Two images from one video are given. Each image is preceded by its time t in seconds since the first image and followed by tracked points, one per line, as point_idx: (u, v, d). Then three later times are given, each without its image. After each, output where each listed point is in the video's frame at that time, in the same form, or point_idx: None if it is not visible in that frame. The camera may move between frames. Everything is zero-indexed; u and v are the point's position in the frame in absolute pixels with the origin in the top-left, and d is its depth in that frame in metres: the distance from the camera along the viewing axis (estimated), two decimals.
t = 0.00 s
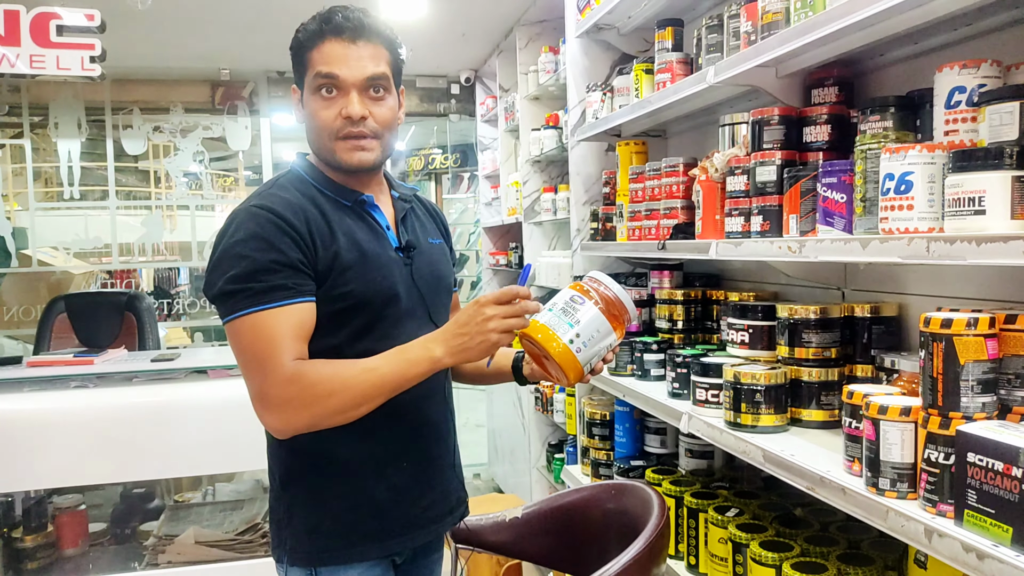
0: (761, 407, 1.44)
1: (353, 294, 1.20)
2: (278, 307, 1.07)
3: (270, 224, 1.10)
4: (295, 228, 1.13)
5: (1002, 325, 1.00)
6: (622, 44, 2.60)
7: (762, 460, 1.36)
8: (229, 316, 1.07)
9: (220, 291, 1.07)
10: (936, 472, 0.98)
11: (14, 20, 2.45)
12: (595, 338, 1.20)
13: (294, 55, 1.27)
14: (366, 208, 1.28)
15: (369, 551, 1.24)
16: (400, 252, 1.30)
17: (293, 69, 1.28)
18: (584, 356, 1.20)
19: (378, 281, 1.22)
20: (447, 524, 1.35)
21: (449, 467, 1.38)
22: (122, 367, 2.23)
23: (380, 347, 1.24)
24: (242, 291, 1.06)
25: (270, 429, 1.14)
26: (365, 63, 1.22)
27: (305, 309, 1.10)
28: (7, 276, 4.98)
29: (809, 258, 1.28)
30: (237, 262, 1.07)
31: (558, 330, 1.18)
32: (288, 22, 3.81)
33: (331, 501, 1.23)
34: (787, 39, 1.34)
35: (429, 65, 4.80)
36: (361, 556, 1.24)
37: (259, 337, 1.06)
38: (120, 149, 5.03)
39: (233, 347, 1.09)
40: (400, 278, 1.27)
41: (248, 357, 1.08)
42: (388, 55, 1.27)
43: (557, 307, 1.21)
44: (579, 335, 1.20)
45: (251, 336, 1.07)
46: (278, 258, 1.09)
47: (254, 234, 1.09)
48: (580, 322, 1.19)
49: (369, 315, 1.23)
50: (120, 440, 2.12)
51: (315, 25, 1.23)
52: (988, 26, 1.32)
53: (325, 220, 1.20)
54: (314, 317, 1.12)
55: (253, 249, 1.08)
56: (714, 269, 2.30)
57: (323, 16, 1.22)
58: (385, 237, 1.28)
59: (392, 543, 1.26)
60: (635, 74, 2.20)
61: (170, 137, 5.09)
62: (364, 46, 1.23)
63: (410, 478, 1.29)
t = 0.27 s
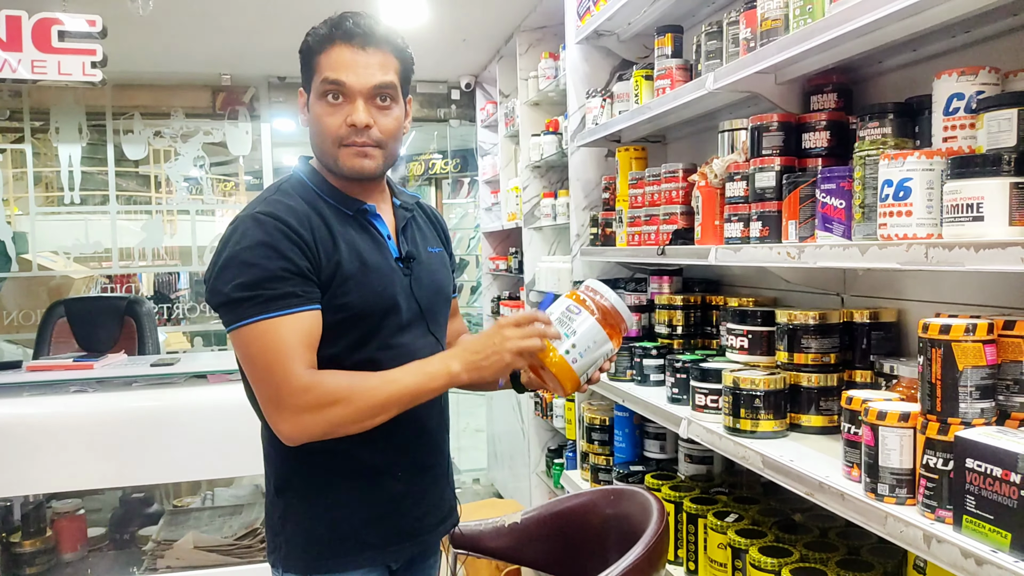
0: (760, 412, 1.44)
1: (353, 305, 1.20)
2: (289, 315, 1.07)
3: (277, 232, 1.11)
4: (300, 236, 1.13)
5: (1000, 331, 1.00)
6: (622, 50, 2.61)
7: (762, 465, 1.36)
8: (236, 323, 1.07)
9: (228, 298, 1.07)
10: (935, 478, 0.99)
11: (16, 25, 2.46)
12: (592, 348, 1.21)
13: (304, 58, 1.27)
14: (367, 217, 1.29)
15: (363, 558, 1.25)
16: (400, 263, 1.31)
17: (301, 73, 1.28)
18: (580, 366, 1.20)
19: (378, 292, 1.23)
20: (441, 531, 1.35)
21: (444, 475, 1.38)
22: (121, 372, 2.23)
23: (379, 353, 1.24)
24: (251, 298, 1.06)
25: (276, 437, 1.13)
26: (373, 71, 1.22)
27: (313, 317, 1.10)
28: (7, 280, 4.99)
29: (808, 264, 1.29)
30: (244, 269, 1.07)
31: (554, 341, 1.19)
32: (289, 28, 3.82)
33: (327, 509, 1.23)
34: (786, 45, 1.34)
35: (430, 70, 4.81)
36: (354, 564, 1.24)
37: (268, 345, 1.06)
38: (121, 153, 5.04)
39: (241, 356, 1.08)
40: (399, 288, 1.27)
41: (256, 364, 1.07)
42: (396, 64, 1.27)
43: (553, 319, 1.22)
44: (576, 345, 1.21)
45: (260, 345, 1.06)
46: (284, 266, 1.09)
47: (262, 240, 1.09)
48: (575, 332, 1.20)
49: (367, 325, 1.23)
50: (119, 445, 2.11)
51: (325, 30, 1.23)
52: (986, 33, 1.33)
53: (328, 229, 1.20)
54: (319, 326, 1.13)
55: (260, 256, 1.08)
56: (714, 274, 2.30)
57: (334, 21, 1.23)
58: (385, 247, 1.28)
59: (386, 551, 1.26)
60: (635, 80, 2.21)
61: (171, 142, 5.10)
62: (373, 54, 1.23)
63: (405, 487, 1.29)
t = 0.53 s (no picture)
0: (762, 413, 1.44)
1: (357, 307, 1.20)
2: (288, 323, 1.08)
3: (280, 235, 1.11)
4: (304, 239, 1.14)
5: (1001, 332, 1.00)
6: (624, 51, 2.61)
7: (763, 466, 1.36)
8: (236, 324, 1.07)
9: (228, 299, 1.08)
10: (936, 478, 0.99)
11: (19, 25, 2.47)
12: (588, 375, 1.21)
13: (305, 63, 1.24)
14: (372, 218, 1.29)
15: (366, 558, 1.25)
16: (405, 263, 1.31)
17: (304, 77, 1.25)
18: (576, 393, 1.20)
19: (383, 293, 1.23)
20: (444, 532, 1.36)
21: (447, 475, 1.38)
22: (123, 371, 2.23)
23: (382, 353, 1.25)
24: (251, 300, 1.07)
25: (270, 438, 1.15)
26: (385, 72, 1.22)
27: (314, 324, 1.11)
28: (9, 279, 5.00)
29: (810, 265, 1.29)
30: (246, 271, 1.08)
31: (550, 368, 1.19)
32: (291, 28, 3.82)
33: (329, 509, 1.23)
34: (788, 47, 1.34)
35: (432, 71, 4.82)
36: (357, 564, 1.24)
37: (268, 350, 1.07)
38: (123, 153, 5.05)
39: (240, 357, 1.09)
40: (405, 290, 1.27)
41: (255, 367, 1.08)
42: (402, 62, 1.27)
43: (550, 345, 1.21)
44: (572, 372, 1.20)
45: (261, 348, 1.07)
46: (287, 270, 1.09)
47: (265, 243, 1.09)
48: (572, 360, 1.20)
49: (373, 326, 1.23)
50: (121, 443, 2.12)
51: (331, 34, 1.21)
52: (987, 35, 1.33)
53: (333, 232, 1.20)
54: (319, 330, 1.13)
55: (262, 259, 1.09)
56: (715, 275, 2.30)
57: (338, 24, 1.21)
58: (391, 249, 1.28)
59: (389, 551, 1.27)
60: (636, 81, 2.21)
61: (173, 142, 5.12)
62: (382, 54, 1.23)
63: (407, 489, 1.29)
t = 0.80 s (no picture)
0: (764, 413, 1.44)
1: (361, 304, 1.21)
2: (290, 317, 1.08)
3: (282, 231, 1.12)
4: (305, 235, 1.14)
5: (1003, 333, 1.00)
6: (627, 50, 2.61)
7: (765, 466, 1.36)
8: (240, 323, 1.08)
9: (232, 298, 1.08)
10: (937, 479, 0.99)
11: (23, 23, 2.48)
12: (592, 344, 1.17)
13: (304, 60, 1.24)
14: (375, 215, 1.29)
15: (371, 558, 1.25)
16: (408, 260, 1.31)
17: (303, 74, 1.25)
18: (583, 364, 1.16)
19: (385, 290, 1.23)
20: (450, 531, 1.35)
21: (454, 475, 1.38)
22: (126, 369, 2.24)
23: (385, 352, 1.25)
24: (254, 298, 1.07)
25: (278, 438, 1.15)
26: (385, 64, 1.22)
27: (316, 318, 1.11)
28: (13, 277, 5.01)
29: (812, 265, 1.29)
30: (248, 269, 1.09)
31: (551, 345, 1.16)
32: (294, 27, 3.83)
33: (335, 509, 1.24)
34: (791, 46, 1.34)
35: (434, 70, 4.82)
36: (363, 564, 1.25)
37: (271, 346, 1.07)
38: (127, 151, 5.06)
39: (244, 357, 1.09)
40: (408, 286, 1.27)
41: (259, 365, 1.08)
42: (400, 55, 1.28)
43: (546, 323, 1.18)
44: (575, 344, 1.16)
45: (264, 345, 1.08)
46: (288, 265, 1.10)
47: (266, 241, 1.10)
48: (571, 332, 1.16)
49: (377, 323, 1.24)
50: (124, 441, 2.12)
51: (329, 29, 1.21)
52: (991, 36, 1.33)
53: (335, 229, 1.21)
54: (323, 326, 1.13)
55: (264, 256, 1.09)
56: (717, 275, 2.30)
57: (336, 19, 1.22)
58: (393, 244, 1.28)
59: (394, 551, 1.27)
60: (639, 80, 2.21)
61: (176, 141, 5.12)
62: (380, 47, 1.23)
63: (413, 487, 1.29)
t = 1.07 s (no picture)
0: (764, 413, 1.44)
1: (361, 306, 1.21)
2: (285, 323, 1.08)
3: (279, 236, 1.12)
4: (303, 240, 1.14)
5: (1003, 332, 1.01)
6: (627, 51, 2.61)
7: (765, 466, 1.36)
8: (236, 327, 1.08)
9: (229, 302, 1.09)
10: (937, 479, 0.99)
11: (23, 24, 2.49)
12: (585, 341, 1.14)
13: (305, 63, 1.23)
14: (374, 216, 1.29)
15: (374, 560, 1.25)
16: (409, 261, 1.31)
17: (304, 78, 1.24)
18: (579, 361, 1.13)
19: (385, 292, 1.23)
20: (453, 532, 1.35)
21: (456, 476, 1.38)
22: (126, 370, 2.24)
23: (385, 353, 1.25)
24: (249, 303, 1.07)
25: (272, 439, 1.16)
26: (388, 71, 1.22)
27: (312, 324, 1.11)
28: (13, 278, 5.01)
29: (812, 266, 1.29)
30: (245, 274, 1.09)
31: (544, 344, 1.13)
32: (294, 28, 3.83)
33: (338, 511, 1.24)
34: (791, 47, 1.35)
35: (434, 71, 4.82)
36: (366, 565, 1.24)
37: (266, 351, 1.08)
38: (127, 153, 5.06)
39: (240, 359, 1.10)
40: (408, 287, 1.27)
41: (255, 369, 1.09)
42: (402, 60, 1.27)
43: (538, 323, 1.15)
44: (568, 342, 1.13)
45: (260, 350, 1.08)
46: (285, 271, 1.10)
47: (263, 246, 1.10)
48: (564, 330, 1.13)
49: (378, 325, 1.24)
50: (125, 442, 2.12)
51: (331, 33, 1.20)
52: (990, 36, 1.33)
53: (335, 232, 1.21)
54: (319, 331, 1.14)
55: (261, 261, 1.09)
56: (717, 276, 2.30)
57: (339, 23, 1.21)
58: (393, 246, 1.28)
59: (397, 552, 1.27)
60: (639, 81, 2.21)
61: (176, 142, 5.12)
62: (383, 52, 1.23)
63: (416, 488, 1.29)
